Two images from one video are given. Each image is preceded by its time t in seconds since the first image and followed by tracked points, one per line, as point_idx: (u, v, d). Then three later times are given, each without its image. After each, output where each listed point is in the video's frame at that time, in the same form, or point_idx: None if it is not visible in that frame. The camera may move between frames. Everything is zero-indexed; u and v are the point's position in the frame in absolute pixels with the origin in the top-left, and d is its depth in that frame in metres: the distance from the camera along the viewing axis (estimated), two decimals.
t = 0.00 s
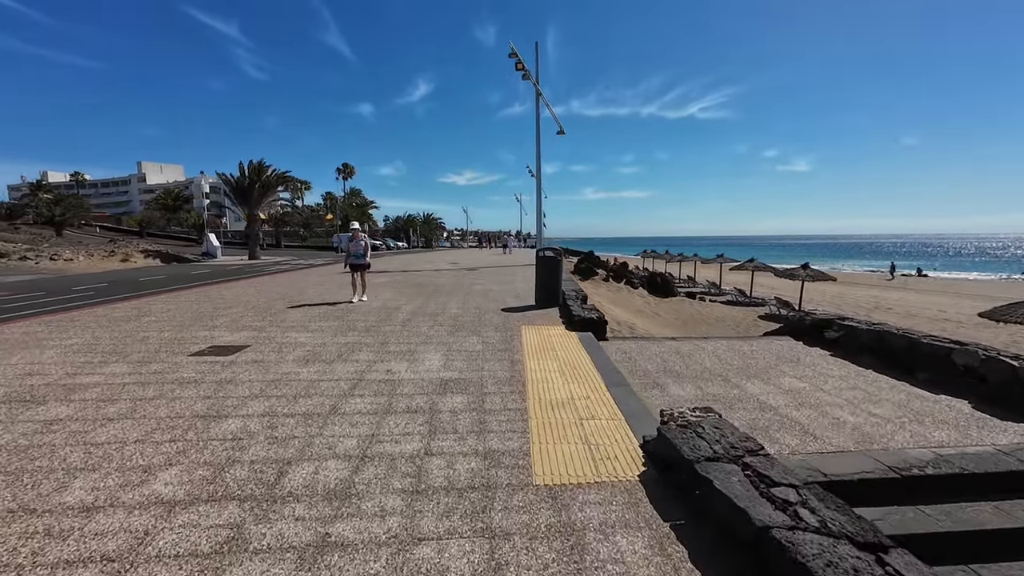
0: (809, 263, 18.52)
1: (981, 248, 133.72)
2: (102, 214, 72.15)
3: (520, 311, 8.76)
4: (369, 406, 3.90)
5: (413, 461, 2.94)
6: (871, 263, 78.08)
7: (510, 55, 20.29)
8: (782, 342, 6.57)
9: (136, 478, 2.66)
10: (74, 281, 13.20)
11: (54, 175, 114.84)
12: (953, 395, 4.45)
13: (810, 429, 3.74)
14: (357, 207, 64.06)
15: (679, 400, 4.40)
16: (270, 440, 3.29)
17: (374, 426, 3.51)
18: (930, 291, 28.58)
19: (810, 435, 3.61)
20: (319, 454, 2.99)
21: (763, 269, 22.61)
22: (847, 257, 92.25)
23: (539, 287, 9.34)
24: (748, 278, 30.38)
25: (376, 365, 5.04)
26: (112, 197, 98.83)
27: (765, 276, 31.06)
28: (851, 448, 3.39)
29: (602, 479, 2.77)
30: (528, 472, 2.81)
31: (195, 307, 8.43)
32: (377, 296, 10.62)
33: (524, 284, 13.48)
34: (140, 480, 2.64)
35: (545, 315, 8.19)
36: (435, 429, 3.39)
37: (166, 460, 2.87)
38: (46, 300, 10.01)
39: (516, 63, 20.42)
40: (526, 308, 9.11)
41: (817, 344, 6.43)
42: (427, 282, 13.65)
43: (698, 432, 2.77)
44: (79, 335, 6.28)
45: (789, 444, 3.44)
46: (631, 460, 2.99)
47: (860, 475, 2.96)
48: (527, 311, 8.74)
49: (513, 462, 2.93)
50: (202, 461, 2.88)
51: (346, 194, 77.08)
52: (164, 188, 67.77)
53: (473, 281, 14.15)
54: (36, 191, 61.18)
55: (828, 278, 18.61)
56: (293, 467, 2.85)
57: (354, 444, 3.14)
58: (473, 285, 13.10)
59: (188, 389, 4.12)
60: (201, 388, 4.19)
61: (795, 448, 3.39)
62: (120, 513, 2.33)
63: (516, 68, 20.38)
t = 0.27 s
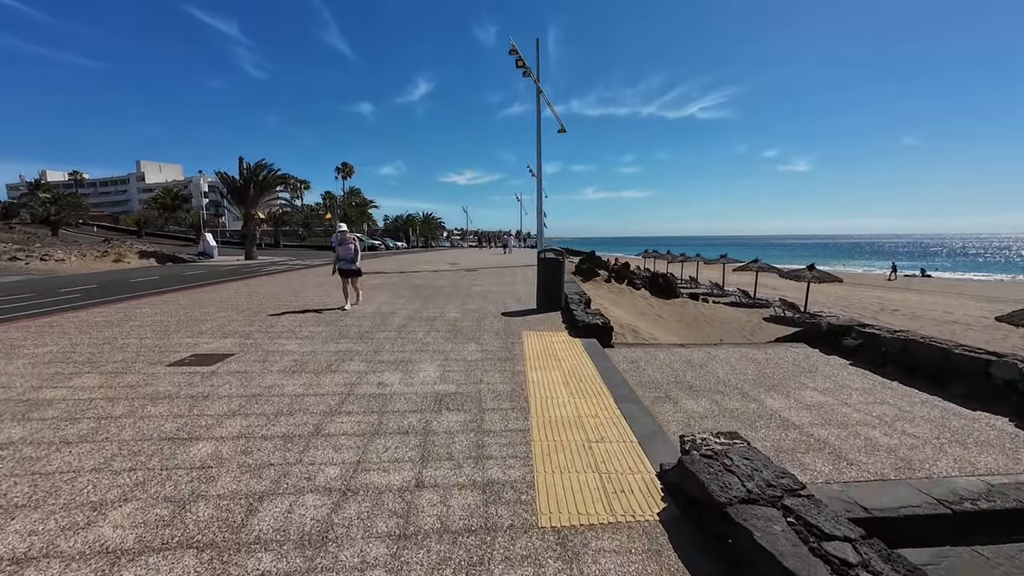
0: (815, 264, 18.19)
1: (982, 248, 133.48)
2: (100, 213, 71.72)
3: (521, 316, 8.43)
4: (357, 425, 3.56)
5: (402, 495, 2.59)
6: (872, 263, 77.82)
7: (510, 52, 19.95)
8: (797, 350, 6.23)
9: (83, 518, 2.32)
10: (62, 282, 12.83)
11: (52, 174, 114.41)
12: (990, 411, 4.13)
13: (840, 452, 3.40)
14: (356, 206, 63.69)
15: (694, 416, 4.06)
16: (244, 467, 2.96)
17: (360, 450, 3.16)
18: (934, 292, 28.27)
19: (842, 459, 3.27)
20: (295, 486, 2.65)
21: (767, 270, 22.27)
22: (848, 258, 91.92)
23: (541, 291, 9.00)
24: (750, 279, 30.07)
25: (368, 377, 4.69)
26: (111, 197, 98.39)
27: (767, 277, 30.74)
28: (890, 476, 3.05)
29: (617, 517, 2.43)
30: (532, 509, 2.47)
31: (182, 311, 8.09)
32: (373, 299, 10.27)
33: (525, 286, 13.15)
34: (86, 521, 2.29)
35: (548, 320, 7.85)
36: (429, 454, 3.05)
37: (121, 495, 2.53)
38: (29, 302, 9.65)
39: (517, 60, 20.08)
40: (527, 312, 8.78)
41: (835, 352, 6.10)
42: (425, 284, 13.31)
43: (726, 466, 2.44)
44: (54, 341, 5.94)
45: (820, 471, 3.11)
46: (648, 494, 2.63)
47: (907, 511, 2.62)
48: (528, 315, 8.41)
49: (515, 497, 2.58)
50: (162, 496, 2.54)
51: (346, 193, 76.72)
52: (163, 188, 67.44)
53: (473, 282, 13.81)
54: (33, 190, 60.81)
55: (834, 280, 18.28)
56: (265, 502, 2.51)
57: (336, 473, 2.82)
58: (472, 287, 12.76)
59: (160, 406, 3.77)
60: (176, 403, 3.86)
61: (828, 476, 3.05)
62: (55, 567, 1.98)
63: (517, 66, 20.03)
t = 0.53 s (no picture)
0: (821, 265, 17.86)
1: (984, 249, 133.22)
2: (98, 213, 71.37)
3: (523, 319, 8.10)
4: (347, 445, 3.22)
5: (394, 534, 2.25)
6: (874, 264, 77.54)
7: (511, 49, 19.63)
8: (817, 357, 5.89)
9: (19, 566, 1.99)
10: (51, 283, 12.48)
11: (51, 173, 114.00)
12: None
13: (882, 476, 3.07)
14: (356, 206, 63.38)
15: (716, 433, 3.73)
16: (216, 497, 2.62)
17: (349, 475, 2.83)
18: (940, 293, 27.94)
19: (886, 486, 2.94)
20: (272, 523, 2.32)
21: (771, 271, 21.93)
22: (849, 258, 91.58)
23: (544, 293, 8.67)
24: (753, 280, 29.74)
25: (360, 388, 4.36)
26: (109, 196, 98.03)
27: (770, 278, 30.44)
28: (944, 506, 2.72)
29: (644, 566, 2.09)
30: (544, 554, 2.13)
31: (171, 314, 7.77)
32: (370, 300, 9.95)
33: (526, 287, 12.82)
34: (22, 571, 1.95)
35: (552, 324, 7.52)
36: (425, 481, 2.71)
37: (70, 534, 2.20)
38: (13, 304, 9.30)
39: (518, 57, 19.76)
40: (530, 315, 8.45)
41: (857, 359, 5.77)
42: (424, 285, 12.98)
43: (768, 504, 2.10)
44: (29, 347, 5.60)
45: (864, 500, 2.77)
46: (677, 533, 2.31)
47: (973, 552, 2.28)
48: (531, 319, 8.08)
49: (525, 537, 2.24)
50: (117, 535, 2.20)
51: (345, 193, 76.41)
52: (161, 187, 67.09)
53: (473, 283, 13.47)
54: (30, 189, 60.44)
55: (841, 281, 17.94)
56: (236, 543, 2.17)
57: (320, 505, 2.49)
58: (473, 288, 12.41)
59: (130, 423, 3.43)
60: (150, 418, 3.54)
61: (874, 507, 2.72)
62: None
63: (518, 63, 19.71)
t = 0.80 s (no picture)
0: (827, 267, 17.60)
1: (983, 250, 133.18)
2: (96, 212, 70.97)
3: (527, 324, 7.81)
4: (340, 471, 2.93)
5: None
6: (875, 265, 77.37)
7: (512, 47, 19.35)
8: (838, 368, 5.60)
9: None
10: (40, 285, 12.16)
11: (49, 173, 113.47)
12: None
13: (932, 509, 2.77)
14: (355, 206, 63.05)
15: (741, 456, 3.43)
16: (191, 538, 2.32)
17: (341, 508, 2.53)
18: (943, 295, 27.73)
19: (939, 521, 2.65)
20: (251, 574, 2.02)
21: (775, 273, 21.64)
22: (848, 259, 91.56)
23: (548, 297, 8.39)
24: (756, 281, 29.50)
25: (355, 403, 4.06)
26: (107, 195, 97.60)
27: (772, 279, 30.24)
28: (1008, 548, 2.42)
29: None
30: None
31: (161, 319, 7.48)
32: (368, 304, 9.66)
33: (529, 289, 12.53)
34: None
35: (557, 330, 7.23)
36: (427, 518, 2.42)
37: None
38: None
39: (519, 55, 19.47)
40: (534, 320, 8.16)
41: (879, 370, 5.49)
42: (424, 288, 12.68)
43: (827, 557, 1.81)
44: (6, 356, 5.29)
45: (917, 539, 2.48)
46: None
47: None
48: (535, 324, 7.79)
49: None
50: None
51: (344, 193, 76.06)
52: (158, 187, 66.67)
53: (474, 286, 13.18)
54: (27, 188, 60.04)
55: (847, 283, 17.65)
56: None
57: (309, 549, 2.19)
58: (474, 290, 12.14)
59: (103, 446, 3.13)
60: (126, 440, 3.25)
61: (929, 547, 2.43)
62: None
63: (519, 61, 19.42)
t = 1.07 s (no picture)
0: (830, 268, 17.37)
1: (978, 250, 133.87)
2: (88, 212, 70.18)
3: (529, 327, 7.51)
4: (326, 498, 2.61)
5: None
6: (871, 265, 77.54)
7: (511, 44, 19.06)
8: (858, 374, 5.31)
9: None
10: (23, 286, 11.76)
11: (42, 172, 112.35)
12: None
13: (988, 538, 2.48)
14: (351, 206, 62.60)
15: (768, 475, 3.13)
16: None
17: (325, 544, 2.21)
18: (943, 296, 27.60)
19: (1000, 554, 2.35)
20: None
21: (777, 273, 21.42)
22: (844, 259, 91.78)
23: (549, 298, 8.09)
24: (755, 282, 29.31)
25: (346, 415, 3.74)
26: (101, 195, 96.69)
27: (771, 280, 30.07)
28: None
29: None
30: None
31: (144, 322, 7.13)
32: (363, 306, 9.33)
33: (528, 290, 12.21)
34: None
35: (560, 333, 6.93)
36: (423, 557, 2.10)
37: None
38: None
39: (518, 52, 19.19)
40: (535, 323, 7.85)
41: (901, 376, 5.21)
42: (421, 289, 12.35)
43: None
44: None
45: None
46: None
47: None
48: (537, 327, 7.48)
49: None
50: None
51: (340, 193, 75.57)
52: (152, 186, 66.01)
53: (472, 287, 12.86)
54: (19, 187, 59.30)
55: (850, 284, 17.42)
56: None
57: None
58: (472, 292, 11.82)
59: (61, 468, 2.80)
60: (87, 460, 2.91)
61: None
62: None
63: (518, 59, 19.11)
